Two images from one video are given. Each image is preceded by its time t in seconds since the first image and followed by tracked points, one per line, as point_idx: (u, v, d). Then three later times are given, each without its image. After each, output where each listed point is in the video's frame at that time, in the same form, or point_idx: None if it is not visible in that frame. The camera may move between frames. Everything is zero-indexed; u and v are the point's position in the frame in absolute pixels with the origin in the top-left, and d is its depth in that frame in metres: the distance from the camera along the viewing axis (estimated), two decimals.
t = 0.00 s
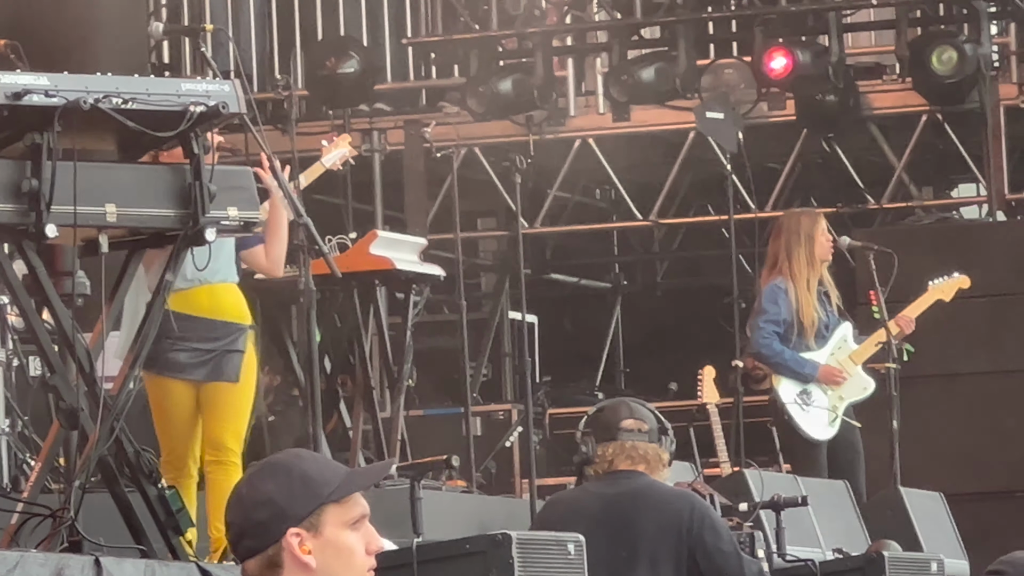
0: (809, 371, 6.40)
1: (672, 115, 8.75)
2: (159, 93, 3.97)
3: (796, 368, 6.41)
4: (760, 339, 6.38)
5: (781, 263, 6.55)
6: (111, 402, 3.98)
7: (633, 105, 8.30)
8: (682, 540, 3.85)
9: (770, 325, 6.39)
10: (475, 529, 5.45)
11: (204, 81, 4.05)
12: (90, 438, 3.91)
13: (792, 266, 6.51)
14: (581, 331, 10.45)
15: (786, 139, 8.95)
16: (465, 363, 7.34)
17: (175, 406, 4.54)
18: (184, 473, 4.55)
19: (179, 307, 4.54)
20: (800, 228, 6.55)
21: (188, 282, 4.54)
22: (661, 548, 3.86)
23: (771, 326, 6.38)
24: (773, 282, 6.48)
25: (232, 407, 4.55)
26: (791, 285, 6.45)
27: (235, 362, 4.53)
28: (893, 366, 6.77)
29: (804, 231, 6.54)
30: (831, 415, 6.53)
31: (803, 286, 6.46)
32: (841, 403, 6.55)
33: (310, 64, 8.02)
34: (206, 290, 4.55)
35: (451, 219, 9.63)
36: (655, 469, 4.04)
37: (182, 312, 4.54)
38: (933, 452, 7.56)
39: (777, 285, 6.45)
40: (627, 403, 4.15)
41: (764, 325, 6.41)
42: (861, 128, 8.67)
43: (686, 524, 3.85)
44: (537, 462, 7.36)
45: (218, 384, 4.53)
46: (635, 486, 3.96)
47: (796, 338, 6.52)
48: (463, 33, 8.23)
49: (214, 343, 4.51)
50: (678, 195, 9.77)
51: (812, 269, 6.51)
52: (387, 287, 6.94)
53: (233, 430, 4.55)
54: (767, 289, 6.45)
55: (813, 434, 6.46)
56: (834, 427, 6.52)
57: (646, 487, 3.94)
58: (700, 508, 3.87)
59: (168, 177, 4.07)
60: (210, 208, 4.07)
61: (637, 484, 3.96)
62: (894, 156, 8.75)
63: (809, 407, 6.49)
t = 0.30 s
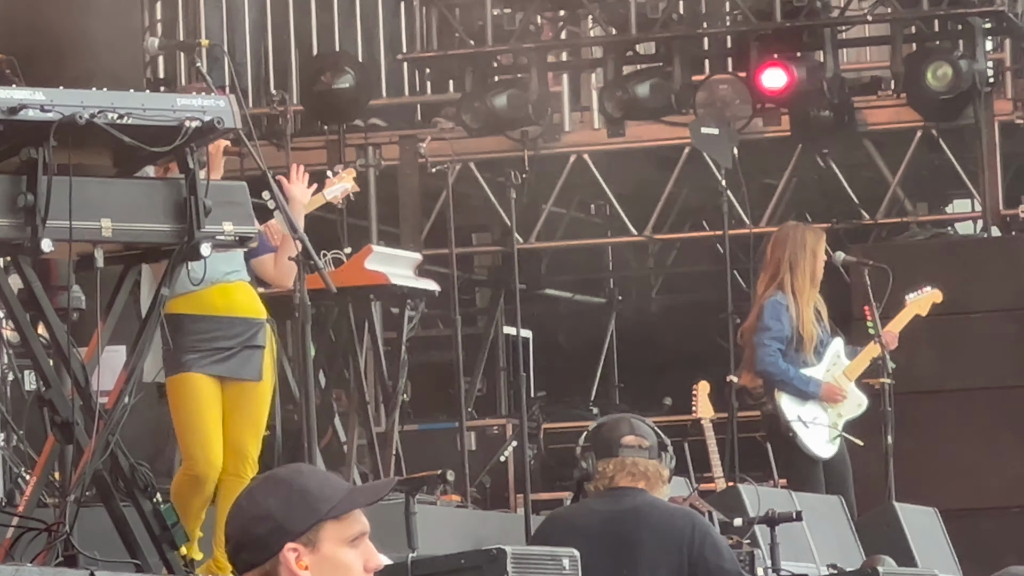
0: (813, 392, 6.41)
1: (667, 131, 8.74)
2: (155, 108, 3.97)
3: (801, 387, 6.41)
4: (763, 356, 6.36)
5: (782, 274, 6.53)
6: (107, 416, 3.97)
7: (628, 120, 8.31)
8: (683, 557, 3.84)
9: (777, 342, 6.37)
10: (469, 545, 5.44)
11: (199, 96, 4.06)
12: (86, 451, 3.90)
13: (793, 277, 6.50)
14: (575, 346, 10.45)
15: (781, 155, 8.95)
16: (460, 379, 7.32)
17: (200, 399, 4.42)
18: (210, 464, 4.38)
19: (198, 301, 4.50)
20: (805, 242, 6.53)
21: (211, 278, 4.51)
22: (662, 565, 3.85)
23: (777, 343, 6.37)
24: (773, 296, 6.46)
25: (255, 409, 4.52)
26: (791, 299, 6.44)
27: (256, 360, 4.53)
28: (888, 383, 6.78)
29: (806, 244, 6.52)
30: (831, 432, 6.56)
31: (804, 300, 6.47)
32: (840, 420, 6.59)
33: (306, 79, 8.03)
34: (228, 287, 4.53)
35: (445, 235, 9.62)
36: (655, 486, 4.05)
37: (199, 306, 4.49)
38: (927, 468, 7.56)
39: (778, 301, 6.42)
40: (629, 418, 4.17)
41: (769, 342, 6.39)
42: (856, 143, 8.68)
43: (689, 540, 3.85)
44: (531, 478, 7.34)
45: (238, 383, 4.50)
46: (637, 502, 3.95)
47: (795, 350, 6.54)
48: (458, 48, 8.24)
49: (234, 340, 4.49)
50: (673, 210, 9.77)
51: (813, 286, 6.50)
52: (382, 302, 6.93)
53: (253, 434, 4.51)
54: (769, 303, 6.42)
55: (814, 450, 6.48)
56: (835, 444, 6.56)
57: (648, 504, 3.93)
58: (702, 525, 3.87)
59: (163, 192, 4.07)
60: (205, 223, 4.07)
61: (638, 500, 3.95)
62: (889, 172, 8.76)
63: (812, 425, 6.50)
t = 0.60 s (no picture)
0: (809, 404, 6.40)
1: (656, 147, 8.76)
2: (144, 124, 3.96)
3: (796, 400, 6.39)
4: (760, 371, 6.36)
5: (774, 289, 6.54)
6: (96, 432, 3.96)
7: (618, 136, 8.34)
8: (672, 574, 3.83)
9: (771, 356, 6.38)
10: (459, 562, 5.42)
11: (189, 112, 4.05)
12: (75, 467, 3.89)
13: (785, 293, 6.50)
14: (564, 363, 10.46)
15: (770, 172, 8.97)
16: (450, 395, 7.31)
17: (214, 405, 4.26)
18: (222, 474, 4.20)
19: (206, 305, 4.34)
20: (796, 257, 6.54)
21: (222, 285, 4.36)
22: None
23: (771, 357, 6.37)
24: (766, 311, 6.46)
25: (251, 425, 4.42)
26: (783, 314, 6.45)
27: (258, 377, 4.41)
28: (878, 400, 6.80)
29: (797, 260, 6.53)
30: (828, 444, 6.54)
31: (798, 317, 6.48)
32: (836, 431, 6.58)
33: (295, 96, 8.05)
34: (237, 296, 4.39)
35: (434, 251, 9.62)
36: (646, 502, 4.07)
37: (207, 312, 4.34)
38: (916, 484, 7.57)
39: (771, 316, 6.43)
40: (621, 434, 4.19)
41: (763, 357, 6.40)
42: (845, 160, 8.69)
43: (678, 558, 3.84)
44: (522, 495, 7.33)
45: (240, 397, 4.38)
46: (626, 518, 3.95)
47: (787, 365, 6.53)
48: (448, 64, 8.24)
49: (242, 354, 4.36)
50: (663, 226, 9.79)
51: (807, 302, 6.51)
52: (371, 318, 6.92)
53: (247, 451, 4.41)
54: (762, 319, 6.42)
55: (812, 462, 6.46)
56: (831, 455, 6.54)
57: (637, 521, 3.93)
58: (691, 543, 3.86)
59: (152, 208, 4.06)
60: (195, 239, 4.06)
61: (628, 517, 3.96)
62: (878, 188, 8.78)
63: (810, 437, 6.47)
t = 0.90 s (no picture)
0: (782, 420, 6.42)
1: (637, 162, 8.77)
2: (125, 138, 3.95)
3: (769, 416, 6.42)
4: (732, 388, 6.38)
5: (751, 306, 6.55)
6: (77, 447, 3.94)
7: (598, 151, 8.35)
8: None
9: (742, 372, 6.40)
10: None
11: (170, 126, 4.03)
12: (56, 482, 3.87)
13: (762, 311, 6.51)
14: (545, 377, 10.45)
15: (751, 186, 8.99)
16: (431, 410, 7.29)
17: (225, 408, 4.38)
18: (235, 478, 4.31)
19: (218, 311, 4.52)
20: (774, 274, 6.54)
21: (235, 295, 4.55)
22: None
23: (743, 374, 6.40)
24: (741, 328, 6.49)
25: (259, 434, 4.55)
26: (758, 331, 6.48)
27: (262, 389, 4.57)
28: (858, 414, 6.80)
29: (774, 278, 6.53)
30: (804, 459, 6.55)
31: (772, 334, 6.49)
32: (814, 447, 6.57)
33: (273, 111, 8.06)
34: (248, 307, 4.57)
35: (415, 266, 9.61)
36: (627, 519, 4.03)
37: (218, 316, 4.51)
38: (897, 498, 7.58)
39: (745, 332, 6.47)
40: (601, 451, 4.13)
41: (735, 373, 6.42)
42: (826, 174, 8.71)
43: None
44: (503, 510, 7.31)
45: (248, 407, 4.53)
46: (608, 538, 3.93)
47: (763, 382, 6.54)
48: (429, 78, 8.24)
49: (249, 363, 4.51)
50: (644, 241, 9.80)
51: (782, 319, 6.51)
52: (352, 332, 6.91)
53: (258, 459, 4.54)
54: (736, 336, 6.45)
55: (787, 478, 6.48)
56: (808, 470, 6.55)
57: (618, 541, 3.91)
58: (672, 562, 3.85)
59: (133, 223, 4.05)
60: (175, 253, 4.05)
61: (609, 536, 3.94)
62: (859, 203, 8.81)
63: (783, 453, 6.50)
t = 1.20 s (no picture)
0: (764, 431, 6.41)
1: (622, 179, 8.78)
2: (110, 155, 3.94)
3: (751, 429, 6.42)
4: (713, 401, 6.40)
5: (734, 319, 6.57)
6: (62, 465, 3.93)
7: (583, 167, 8.36)
8: None
9: (724, 386, 6.41)
10: None
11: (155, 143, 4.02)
12: (41, 501, 3.86)
13: (744, 325, 6.53)
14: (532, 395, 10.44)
15: (737, 204, 9.00)
16: (417, 427, 7.27)
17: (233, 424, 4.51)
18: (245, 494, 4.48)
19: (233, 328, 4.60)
20: (756, 289, 6.56)
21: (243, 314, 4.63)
22: None
23: (724, 387, 6.41)
24: (723, 342, 6.51)
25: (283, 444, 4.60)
26: (740, 344, 6.50)
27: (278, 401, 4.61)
28: (844, 430, 6.79)
29: (756, 292, 6.55)
30: (788, 473, 6.55)
31: (754, 348, 6.50)
32: (797, 460, 6.57)
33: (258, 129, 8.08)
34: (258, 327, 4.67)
35: (400, 283, 9.59)
36: (612, 541, 4.04)
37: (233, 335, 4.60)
38: (883, 514, 7.58)
39: (727, 345, 6.48)
40: (586, 473, 4.14)
41: (717, 387, 6.43)
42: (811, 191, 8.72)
43: None
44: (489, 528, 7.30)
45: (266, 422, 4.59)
46: (592, 560, 3.93)
47: (747, 397, 6.53)
48: (414, 95, 8.24)
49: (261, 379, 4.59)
50: (629, 257, 9.80)
51: (765, 332, 6.53)
52: (338, 350, 6.90)
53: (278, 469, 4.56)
54: (718, 349, 6.47)
55: (770, 492, 6.47)
56: (791, 484, 6.54)
57: (603, 564, 3.90)
58: None
59: (118, 241, 4.05)
60: (162, 272, 4.06)
61: (594, 559, 3.93)
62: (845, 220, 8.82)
63: (766, 466, 6.50)
